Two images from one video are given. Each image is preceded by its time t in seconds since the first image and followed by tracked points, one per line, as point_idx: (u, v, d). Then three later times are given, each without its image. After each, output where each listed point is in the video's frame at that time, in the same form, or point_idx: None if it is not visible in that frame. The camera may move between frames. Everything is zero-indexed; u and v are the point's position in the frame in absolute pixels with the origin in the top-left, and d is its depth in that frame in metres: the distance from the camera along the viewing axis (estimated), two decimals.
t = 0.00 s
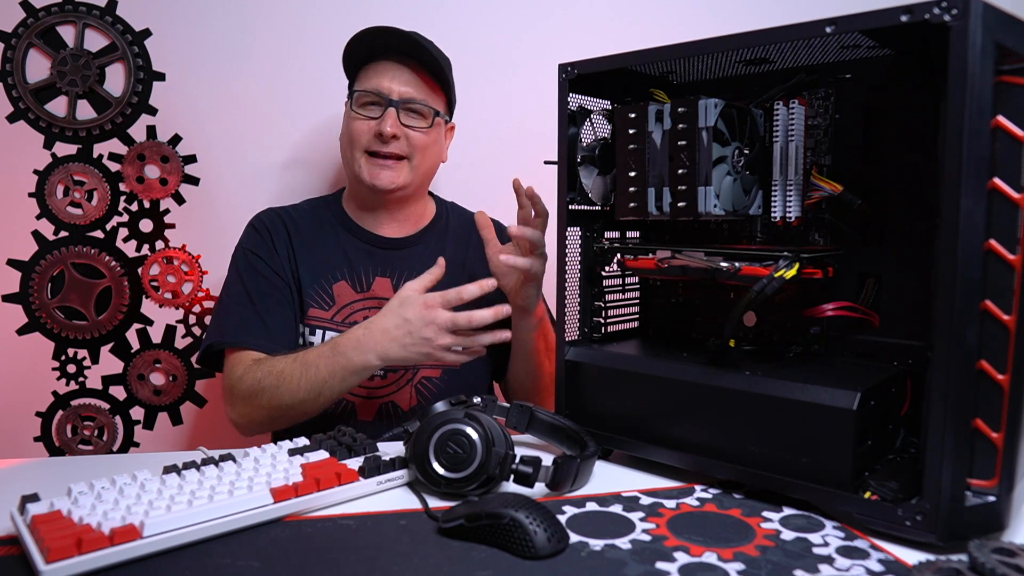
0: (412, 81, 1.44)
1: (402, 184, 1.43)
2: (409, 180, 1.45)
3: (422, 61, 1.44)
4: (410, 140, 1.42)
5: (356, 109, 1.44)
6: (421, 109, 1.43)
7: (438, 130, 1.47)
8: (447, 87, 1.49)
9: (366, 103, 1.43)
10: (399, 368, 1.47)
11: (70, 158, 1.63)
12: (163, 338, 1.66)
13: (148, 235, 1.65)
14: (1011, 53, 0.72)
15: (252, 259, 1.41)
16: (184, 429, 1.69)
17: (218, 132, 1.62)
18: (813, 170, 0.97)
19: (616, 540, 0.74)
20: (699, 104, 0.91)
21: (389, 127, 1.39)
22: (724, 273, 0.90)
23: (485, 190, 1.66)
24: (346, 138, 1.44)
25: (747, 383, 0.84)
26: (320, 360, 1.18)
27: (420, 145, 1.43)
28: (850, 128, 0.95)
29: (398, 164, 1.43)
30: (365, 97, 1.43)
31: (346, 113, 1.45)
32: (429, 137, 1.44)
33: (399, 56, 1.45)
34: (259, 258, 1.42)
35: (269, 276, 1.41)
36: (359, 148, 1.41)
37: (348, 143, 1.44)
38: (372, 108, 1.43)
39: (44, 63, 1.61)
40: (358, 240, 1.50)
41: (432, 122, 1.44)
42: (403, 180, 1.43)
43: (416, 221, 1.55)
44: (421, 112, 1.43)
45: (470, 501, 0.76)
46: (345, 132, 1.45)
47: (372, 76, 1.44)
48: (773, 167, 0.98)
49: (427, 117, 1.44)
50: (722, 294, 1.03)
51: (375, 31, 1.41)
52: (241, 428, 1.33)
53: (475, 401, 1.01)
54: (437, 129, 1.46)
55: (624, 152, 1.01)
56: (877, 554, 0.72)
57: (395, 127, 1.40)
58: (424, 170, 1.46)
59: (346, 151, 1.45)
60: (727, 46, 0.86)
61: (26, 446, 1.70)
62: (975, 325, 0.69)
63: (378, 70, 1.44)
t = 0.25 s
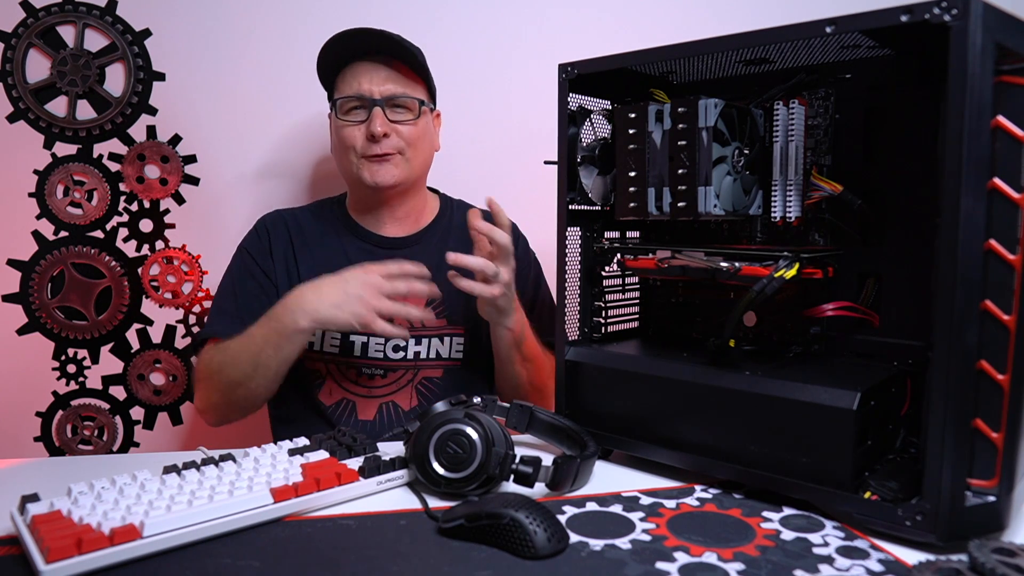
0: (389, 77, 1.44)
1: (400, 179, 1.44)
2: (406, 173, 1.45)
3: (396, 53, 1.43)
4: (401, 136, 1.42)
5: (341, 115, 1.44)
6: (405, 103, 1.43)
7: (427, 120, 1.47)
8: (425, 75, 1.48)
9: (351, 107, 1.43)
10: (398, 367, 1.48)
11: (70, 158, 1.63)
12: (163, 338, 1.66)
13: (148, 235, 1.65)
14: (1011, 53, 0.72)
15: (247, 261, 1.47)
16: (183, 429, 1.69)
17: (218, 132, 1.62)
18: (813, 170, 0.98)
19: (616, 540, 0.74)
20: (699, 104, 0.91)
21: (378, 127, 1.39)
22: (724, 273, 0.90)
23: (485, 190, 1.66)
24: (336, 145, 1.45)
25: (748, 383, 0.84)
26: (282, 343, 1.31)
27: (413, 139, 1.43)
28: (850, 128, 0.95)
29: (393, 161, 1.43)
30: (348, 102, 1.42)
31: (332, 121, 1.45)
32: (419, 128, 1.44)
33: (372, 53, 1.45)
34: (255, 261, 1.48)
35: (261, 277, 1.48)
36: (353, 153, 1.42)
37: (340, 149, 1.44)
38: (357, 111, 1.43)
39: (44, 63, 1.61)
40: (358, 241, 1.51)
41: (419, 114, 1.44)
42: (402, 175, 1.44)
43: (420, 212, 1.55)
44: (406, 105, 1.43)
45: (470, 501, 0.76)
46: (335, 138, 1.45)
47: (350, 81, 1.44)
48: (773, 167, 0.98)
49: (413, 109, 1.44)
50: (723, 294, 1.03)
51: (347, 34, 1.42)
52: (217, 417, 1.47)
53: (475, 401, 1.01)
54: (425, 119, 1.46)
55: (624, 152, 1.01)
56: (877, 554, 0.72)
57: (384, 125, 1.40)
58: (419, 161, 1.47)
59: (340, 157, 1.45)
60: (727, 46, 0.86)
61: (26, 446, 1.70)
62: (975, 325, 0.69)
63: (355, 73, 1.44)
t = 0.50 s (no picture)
0: (385, 69, 1.45)
1: (409, 166, 1.42)
2: (414, 160, 1.43)
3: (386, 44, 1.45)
4: (407, 124, 1.40)
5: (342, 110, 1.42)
6: (404, 91, 1.42)
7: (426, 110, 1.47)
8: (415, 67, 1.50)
9: (351, 101, 1.41)
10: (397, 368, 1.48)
11: (70, 158, 1.63)
12: (163, 338, 1.66)
13: (148, 235, 1.65)
14: (1011, 53, 0.72)
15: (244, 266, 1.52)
16: (183, 429, 1.69)
17: (218, 131, 1.62)
18: (813, 170, 0.98)
19: (616, 540, 0.74)
20: (699, 104, 0.91)
21: (384, 115, 1.37)
22: (724, 272, 0.90)
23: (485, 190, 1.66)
24: (340, 141, 1.42)
25: (747, 383, 0.84)
26: (238, 339, 1.36)
27: (417, 127, 1.42)
28: (851, 127, 0.95)
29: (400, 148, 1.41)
30: (348, 96, 1.41)
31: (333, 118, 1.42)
32: (420, 115, 1.44)
33: (362, 50, 1.46)
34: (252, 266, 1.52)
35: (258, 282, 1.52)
36: (360, 145, 1.39)
37: (344, 144, 1.42)
38: (358, 104, 1.41)
39: (44, 63, 1.61)
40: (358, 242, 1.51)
41: (419, 103, 1.44)
42: (410, 162, 1.42)
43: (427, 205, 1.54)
44: (405, 94, 1.43)
45: (470, 501, 0.76)
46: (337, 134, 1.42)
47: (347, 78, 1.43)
48: (773, 167, 0.98)
49: (413, 98, 1.43)
50: (723, 294, 1.03)
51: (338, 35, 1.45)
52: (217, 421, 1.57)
53: (475, 401, 1.01)
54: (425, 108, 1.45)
55: (624, 152, 1.01)
56: (877, 554, 0.72)
57: (388, 113, 1.38)
58: (424, 150, 1.46)
59: (345, 153, 1.42)
60: (726, 46, 0.86)
61: (26, 446, 1.70)
62: (976, 325, 0.69)
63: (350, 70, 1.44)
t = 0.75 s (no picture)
0: (388, 71, 1.45)
1: (414, 169, 1.44)
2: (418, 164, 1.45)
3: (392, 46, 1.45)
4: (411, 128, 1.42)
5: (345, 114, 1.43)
6: (408, 94, 1.44)
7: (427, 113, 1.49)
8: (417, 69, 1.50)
9: (355, 105, 1.43)
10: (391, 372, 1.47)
11: (70, 158, 1.63)
12: (163, 338, 1.66)
13: (148, 235, 1.65)
14: (1011, 53, 0.72)
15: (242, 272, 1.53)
16: (183, 429, 1.69)
17: (218, 132, 1.62)
18: (813, 170, 0.97)
19: (616, 540, 0.74)
20: (699, 104, 0.91)
21: (390, 120, 1.39)
22: (724, 272, 0.90)
23: (485, 190, 1.66)
24: (344, 145, 1.43)
25: (747, 383, 0.84)
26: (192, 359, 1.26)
27: (420, 131, 1.44)
28: (851, 128, 0.95)
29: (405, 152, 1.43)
30: (352, 100, 1.42)
31: (336, 121, 1.43)
32: (424, 118, 1.46)
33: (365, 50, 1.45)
34: (249, 271, 1.52)
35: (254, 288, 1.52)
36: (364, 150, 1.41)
37: (348, 148, 1.43)
38: (362, 108, 1.43)
39: (44, 63, 1.61)
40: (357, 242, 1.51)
41: (422, 106, 1.46)
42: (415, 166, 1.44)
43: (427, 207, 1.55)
44: (409, 97, 1.45)
45: (470, 501, 0.76)
46: (341, 137, 1.44)
47: (350, 80, 1.43)
48: (773, 167, 0.98)
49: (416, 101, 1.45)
50: (723, 294, 1.03)
51: (343, 36, 1.44)
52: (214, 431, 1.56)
53: (475, 401, 1.01)
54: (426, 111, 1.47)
55: (624, 152, 1.01)
56: (877, 554, 0.72)
57: (394, 117, 1.40)
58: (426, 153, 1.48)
59: (349, 157, 1.44)
60: (726, 46, 0.86)
61: (26, 445, 1.70)
62: (976, 325, 0.69)
63: (354, 71, 1.44)
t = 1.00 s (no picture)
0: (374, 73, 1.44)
1: (401, 173, 1.45)
2: (405, 166, 1.46)
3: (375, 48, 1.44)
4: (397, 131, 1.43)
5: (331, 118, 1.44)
6: (394, 97, 1.44)
7: (415, 114, 1.49)
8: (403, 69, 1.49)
9: (340, 110, 1.43)
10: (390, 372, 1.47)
11: (70, 158, 1.63)
12: (163, 338, 1.66)
13: (148, 235, 1.65)
14: (1011, 53, 0.72)
15: (238, 277, 1.54)
16: (183, 429, 1.69)
17: (217, 132, 1.62)
18: (813, 170, 0.98)
19: (616, 540, 0.74)
20: (699, 104, 0.91)
21: (375, 125, 1.40)
22: (724, 272, 0.90)
23: (485, 190, 1.66)
24: (330, 149, 1.44)
25: (747, 383, 0.84)
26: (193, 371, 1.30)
27: (407, 133, 1.45)
28: (851, 128, 0.95)
29: (391, 155, 1.44)
30: (336, 105, 1.43)
31: (321, 126, 1.44)
32: (410, 120, 1.46)
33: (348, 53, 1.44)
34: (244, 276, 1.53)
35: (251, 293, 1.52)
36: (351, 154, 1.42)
37: (335, 152, 1.44)
38: (347, 112, 1.43)
39: (44, 63, 1.61)
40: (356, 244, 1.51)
41: (409, 108, 1.46)
42: (401, 169, 1.45)
43: (417, 207, 1.56)
44: (395, 100, 1.45)
45: (470, 501, 0.76)
46: (327, 142, 1.45)
47: (333, 85, 1.43)
48: (773, 167, 0.98)
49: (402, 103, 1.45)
50: (723, 294, 1.03)
51: (325, 40, 1.43)
52: (211, 437, 1.60)
53: (475, 401, 1.01)
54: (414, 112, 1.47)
55: (624, 152, 1.01)
56: (877, 554, 0.72)
57: (379, 122, 1.41)
58: (415, 154, 1.48)
59: (335, 161, 1.45)
60: (726, 46, 0.86)
61: (26, 445, 1.70)
62: (976, 325, 0.69)
63: (337, 75, 1.43)
